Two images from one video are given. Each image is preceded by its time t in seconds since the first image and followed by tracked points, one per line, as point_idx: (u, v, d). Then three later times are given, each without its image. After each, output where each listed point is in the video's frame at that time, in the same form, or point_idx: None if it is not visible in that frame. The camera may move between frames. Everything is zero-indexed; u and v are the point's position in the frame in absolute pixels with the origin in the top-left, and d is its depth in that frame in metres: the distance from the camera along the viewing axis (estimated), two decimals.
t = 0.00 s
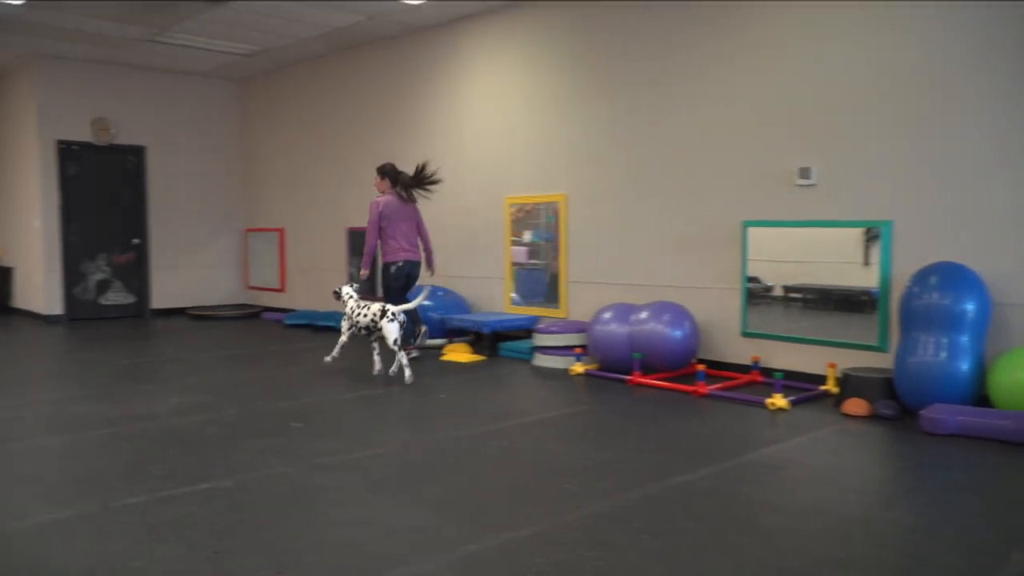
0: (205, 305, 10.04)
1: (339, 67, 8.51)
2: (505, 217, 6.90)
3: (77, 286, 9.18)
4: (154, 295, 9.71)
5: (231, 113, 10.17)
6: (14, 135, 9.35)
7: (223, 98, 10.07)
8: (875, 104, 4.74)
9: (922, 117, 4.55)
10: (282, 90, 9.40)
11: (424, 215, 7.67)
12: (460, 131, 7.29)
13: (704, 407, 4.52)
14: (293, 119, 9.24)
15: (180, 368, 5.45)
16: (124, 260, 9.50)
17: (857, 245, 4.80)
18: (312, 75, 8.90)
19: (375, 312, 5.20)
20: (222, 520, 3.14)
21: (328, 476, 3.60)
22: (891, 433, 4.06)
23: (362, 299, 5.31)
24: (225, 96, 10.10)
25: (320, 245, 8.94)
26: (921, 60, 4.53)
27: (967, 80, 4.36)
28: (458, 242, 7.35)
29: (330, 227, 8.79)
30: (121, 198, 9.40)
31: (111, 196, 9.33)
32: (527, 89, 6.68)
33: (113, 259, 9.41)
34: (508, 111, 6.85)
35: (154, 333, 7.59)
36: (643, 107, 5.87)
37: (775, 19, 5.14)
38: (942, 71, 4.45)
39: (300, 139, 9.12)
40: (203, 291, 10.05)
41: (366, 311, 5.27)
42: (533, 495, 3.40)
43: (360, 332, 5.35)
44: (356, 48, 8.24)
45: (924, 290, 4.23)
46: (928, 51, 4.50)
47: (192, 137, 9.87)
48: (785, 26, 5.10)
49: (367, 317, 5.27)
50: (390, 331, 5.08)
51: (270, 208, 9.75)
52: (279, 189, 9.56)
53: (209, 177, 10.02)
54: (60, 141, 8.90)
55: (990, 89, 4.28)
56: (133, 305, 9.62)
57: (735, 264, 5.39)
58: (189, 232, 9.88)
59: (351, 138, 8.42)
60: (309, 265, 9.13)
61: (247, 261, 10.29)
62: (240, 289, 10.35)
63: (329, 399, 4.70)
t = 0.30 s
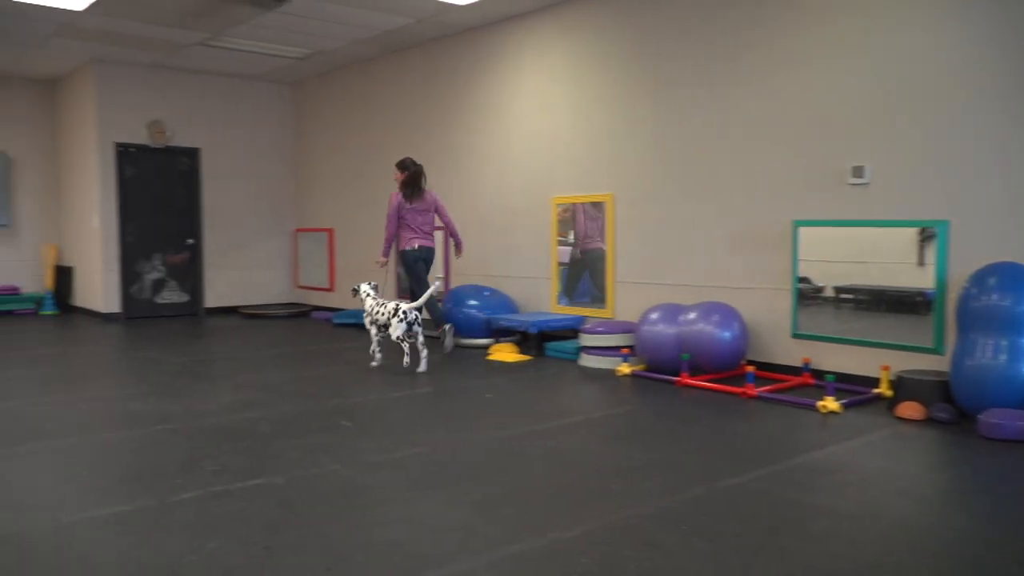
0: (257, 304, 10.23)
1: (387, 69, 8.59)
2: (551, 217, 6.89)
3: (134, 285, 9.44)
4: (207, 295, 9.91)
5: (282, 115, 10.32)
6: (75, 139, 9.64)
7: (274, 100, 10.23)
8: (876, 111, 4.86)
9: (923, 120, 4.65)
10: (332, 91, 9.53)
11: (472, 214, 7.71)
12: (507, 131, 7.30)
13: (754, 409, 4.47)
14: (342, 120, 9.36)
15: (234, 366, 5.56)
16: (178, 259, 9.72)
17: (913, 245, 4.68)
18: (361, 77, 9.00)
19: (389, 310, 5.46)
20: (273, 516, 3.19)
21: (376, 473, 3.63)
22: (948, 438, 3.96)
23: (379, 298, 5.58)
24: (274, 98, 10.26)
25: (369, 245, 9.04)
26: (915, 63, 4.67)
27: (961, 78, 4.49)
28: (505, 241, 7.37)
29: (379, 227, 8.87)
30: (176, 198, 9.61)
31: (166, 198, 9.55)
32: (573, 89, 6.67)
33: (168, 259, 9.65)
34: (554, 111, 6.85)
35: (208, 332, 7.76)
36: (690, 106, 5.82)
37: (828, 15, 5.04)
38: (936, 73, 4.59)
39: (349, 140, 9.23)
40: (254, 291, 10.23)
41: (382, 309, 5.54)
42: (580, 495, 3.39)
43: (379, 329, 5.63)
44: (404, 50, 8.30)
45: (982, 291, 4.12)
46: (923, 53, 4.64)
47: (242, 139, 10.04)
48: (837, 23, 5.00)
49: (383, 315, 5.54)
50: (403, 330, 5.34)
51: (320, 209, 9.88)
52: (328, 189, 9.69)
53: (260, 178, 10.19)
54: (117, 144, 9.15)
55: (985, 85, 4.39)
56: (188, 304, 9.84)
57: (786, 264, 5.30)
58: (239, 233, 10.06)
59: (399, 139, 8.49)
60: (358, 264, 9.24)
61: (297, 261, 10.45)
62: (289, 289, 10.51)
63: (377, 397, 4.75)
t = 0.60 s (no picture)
0: (304, 303, 10.39)
1: (435, 71, 8.65)
2: (598, 217, 6.87)
3: (186, 284, 9.66)
4: (259, 294, 10.07)
5: (329, 116, 10.45)
6: (132, 142, 9.89)
7: (323, 101, 10.35)
8: (896, 113, 4.91)
9: (929, 122, 4.76)
10: (380, 92, 9.61)
11: (518, 214, 7.72)
12: (553, 131, 7.31)
13: (804, 412, 4.40)
14: (390, 121, 9.43)
15: (284, 364, 5.65)
16: (230, 259, 9.91)
17: (969, 246, 4.55)
18: (408, 77, 9.06)
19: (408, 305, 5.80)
20: (322, 513, 3.23)
21: (423, 472, 3.66)
22: (1007, 443, 3.85)
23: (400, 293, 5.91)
24: (322, 100, 10.39)
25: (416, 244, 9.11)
26: (915, 66, 4.80)
27: (961, 77, 4.60)
28: (551, 241, 7.37)
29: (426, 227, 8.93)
30: (228, 200, 9.79)
31: (218, 198, 9.74)
32: (619, 88, 6.65)
33: (220, 259, 9.84)
34: (601, 111, 6.83)
35: (258, 330, 7.90)
36: (737, 105, 5.78)
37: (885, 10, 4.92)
38: (938, 74, 4.70)
39: (397, 141, 9.31)
40: (302, 289, 10.38)
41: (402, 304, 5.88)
42: (626, 497, 3.38)
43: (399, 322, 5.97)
44: (452, 51, 8.33)
45: None
46: (922, 56, 4.77)
47: (290, 141, 10.18)
48: (890, 19, 4.91)
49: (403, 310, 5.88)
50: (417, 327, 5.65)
51: (367, 208, 9.97)
52: (375, 189, 9.78)
53: (308, 178, 10.33)
54: (172, 146, 9.38)
55: (984, 83, 4.50)
56: (239, 302, 10.00)
57: (837, 265, 5.21)
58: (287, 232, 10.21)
59: (446, 139, 8.54)
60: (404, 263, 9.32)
61: (344, 261, 10.59)
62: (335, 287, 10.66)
63: (425, 396, 4.79)
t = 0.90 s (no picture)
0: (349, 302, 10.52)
1: (481, 71, 8.68)
2: (644, 217, 6.83)
3: (238, 283, 9.79)
4: (306, 293, 10.22)
5: (376, 117, 10.55)
6: (186, 144, 10.11)
7: (368, 102, 10.45)
8: (949, 110, 4.80)
9: (939, 122, 4.86)
10: (428, 92, 9.68)
11: (564, 214, 7.70)
12: (598, 130, 7.29)
13: (856, 415, 4.32)
14: (437, 121, 9.49)
15: (331, 362, 5.72)
16: (280, 259, 10.05)
17: None
18: (456, 78, 9.11)
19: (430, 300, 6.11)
20: (369, 510, 3.26)
21: (469, 471, 3.67)
22: None
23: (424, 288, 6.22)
24: (368, 101, 10.50)
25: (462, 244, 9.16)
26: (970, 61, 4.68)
27: (972, 76, 4.69)
28: (596, 241, 7.34)
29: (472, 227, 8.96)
30: (278, 200, 9.95)
31: (268, 199, 9.89)
32: (665, 87, 6.60)
33: (270, 259, 9.99)
34: (647, 110, 6.79)
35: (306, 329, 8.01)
36: (785, 103, 5.71)
37: (942, 2, 4.80)
38: (942, 76, 4.83)
39: (444, 140, 9.36)
40: (347, 288, 10.50)
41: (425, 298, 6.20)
42: (673, 499, 3.34)
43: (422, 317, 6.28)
44: (499, 51, 8.34)
45: None
46: (978, 51, 4.65)
47: (335, 142, 10.29)
48: (946, 13, 4.79)
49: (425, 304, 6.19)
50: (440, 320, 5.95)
51: (414, 208, 10.05)
52: (423, 189, 9.87)
53: (353, 179, 10.44)
54: (225, 147, 9.53)
55: (992, 82, 4.59)
56: (287, 302, 10.15)
57: (890, 265, 5.10)
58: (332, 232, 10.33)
59: (493, 139, 8.56)
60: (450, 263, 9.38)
61: (390, 261, 10.69)
62: (381, 287, 10.77)
63: (471, 395, 4.81)
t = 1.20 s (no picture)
0: (394, 301, 10.61)
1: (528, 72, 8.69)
2: (691, 216, 6.77)
3: (287, 282, 9.97)
4: (355, 292, 10.33)
5: (423, 118, 10.62)
6: (237, 147, 10.32)
7: (415, 103, 10.51)
8: (1004, 108, 4.66)
9: (970, 123, 4.84)
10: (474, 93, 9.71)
11: (611, 214, 7.66)
12: (646, 128, 7.23)
13: (910, 419, 4.23)
14: (484, 121, 9.52)
15: (379, 361, 5.78)
16: (328, 259, 10.19)
17: None
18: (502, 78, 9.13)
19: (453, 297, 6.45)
20: (414, 508, 3.29)
21: (513, 470, 3.68)
22: None
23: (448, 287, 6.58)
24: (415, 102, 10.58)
25: (508, 244, 9.18)
26: None
27: (1001, 75, 4.63)
28: (643, 241, 7.30)
29: (519, 227, 8.97)
30: (327, 201, 10.09)
31: (318, 199, 10.04)
32: (714, 84, 6.52)
33: (319, 258, 10.13)
34: (696, 106, 6.72)
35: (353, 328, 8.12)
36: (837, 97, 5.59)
37: None
38: (980, 76, 4.75)
39: (491, 140, 9.39)
40: (393, 288, 10.60)
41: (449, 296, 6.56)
42: (720, 502, 3.31)
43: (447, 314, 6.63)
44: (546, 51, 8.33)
45: None
46: None
47: (382, 143, 10.39)
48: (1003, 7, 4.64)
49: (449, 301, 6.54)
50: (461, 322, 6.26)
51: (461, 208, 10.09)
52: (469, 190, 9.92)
53: (399, 179, 10.52)
54: (274, 150, 9.75)
55: None
56: (336, 301, 10.28)
57: (946, 266, 4.99)
58: (378, 232, 10.44)
59: (540, 138, 8.55)
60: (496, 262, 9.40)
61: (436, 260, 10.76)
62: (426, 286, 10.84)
63: (517, 395, 4.82)
